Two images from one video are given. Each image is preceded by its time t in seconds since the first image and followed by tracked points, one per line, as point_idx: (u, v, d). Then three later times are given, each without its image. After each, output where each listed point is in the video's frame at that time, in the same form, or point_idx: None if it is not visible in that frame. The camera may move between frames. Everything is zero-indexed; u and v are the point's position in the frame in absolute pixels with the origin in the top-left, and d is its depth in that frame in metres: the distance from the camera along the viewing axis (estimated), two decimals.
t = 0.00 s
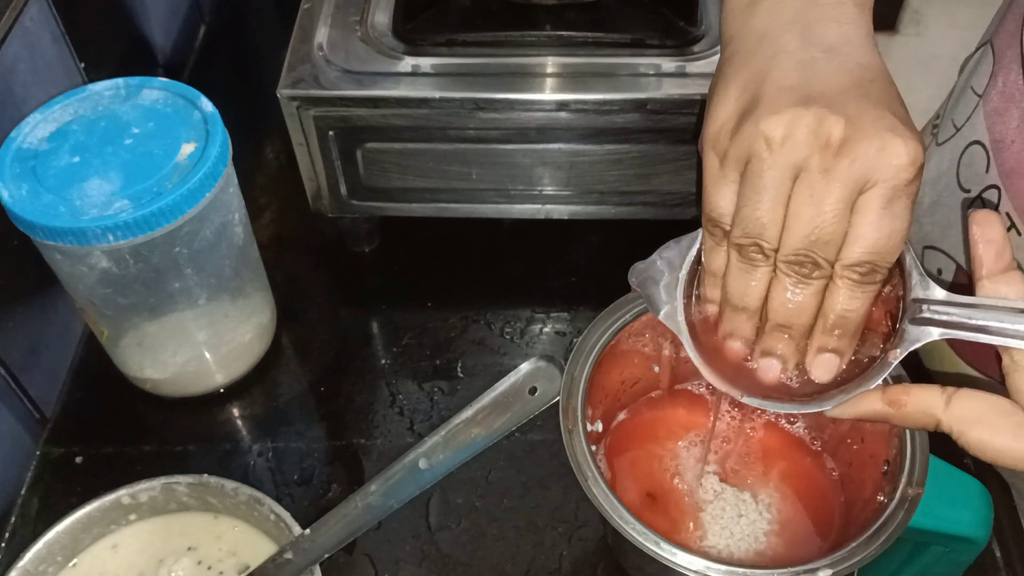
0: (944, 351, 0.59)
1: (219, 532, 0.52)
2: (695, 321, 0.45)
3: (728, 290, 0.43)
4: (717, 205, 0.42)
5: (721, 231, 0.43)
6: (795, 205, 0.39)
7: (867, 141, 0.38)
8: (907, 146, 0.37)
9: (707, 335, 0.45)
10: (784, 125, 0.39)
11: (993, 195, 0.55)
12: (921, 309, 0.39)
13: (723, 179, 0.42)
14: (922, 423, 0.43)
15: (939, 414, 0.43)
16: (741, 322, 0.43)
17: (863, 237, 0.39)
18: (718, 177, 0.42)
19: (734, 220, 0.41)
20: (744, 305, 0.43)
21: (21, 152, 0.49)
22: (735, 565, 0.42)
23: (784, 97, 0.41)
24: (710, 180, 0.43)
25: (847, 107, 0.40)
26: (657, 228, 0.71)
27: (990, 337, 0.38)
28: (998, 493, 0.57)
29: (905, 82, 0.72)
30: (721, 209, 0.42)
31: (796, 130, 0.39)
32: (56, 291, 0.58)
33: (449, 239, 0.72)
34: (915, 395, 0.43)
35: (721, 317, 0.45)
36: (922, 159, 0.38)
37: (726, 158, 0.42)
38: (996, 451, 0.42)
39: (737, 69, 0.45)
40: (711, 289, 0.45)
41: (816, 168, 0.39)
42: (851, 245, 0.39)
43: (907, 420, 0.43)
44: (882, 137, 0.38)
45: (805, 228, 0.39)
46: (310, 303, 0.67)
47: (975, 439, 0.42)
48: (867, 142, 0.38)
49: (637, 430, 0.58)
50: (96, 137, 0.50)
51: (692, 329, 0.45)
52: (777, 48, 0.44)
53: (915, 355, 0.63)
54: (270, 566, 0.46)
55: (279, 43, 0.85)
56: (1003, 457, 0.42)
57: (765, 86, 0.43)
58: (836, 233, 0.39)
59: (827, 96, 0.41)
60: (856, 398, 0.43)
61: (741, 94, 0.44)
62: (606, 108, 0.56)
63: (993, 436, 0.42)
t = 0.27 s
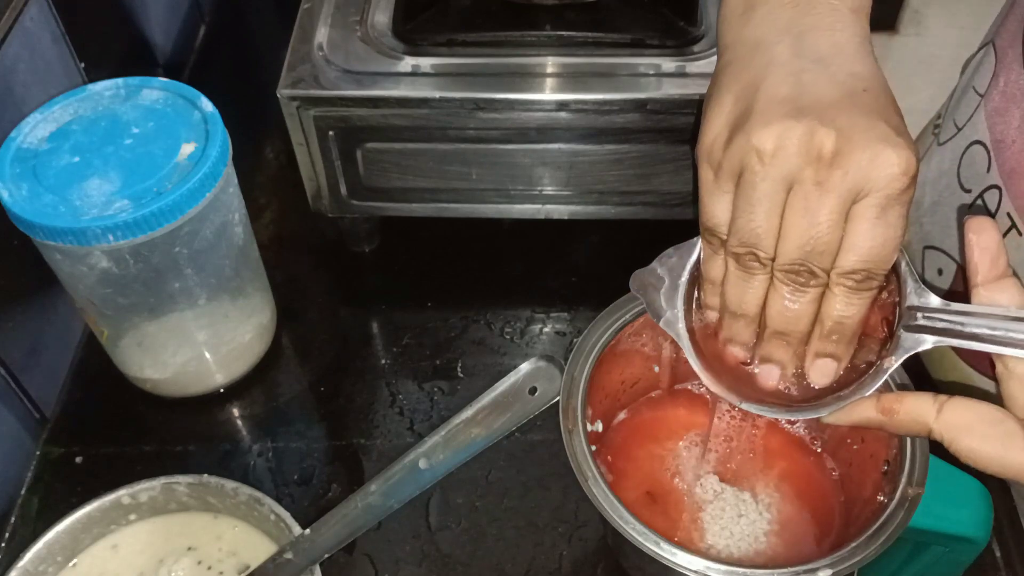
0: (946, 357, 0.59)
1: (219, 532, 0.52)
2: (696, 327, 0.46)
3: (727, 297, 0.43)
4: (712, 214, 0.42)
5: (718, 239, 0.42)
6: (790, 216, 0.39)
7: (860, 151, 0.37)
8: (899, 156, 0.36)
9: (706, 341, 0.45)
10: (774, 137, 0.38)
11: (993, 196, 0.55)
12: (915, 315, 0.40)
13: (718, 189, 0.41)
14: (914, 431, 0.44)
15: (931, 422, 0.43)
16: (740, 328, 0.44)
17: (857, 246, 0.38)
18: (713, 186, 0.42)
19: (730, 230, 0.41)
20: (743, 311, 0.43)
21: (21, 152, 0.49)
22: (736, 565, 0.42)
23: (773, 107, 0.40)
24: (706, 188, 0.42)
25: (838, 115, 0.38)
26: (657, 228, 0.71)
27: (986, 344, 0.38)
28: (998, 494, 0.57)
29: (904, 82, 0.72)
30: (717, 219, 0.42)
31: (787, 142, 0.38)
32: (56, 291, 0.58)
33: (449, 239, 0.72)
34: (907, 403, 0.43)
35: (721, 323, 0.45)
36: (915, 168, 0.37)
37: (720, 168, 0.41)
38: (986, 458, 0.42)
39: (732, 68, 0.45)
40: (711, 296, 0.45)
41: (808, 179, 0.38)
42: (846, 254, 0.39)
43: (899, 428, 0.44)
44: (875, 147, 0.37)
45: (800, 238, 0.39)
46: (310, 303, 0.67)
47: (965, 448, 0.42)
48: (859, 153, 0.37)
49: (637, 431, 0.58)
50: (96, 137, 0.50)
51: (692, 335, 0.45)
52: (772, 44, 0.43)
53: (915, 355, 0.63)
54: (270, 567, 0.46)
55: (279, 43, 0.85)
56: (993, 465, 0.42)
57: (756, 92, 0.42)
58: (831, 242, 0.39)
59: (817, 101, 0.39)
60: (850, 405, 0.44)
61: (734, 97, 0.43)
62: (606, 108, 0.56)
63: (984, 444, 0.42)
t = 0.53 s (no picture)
0: (947, 357, 0.58)
1: (219, 532, 0.52)
2: (696, 331, 0.46)
3: (726, 301, 0.43)
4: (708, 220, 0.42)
5: (716, 245, 0.42)
6: (784, 221, 0.39)
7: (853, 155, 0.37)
8: (892, 160, 0.36)
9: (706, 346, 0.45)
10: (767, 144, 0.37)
11: (992, 196, 0.55)
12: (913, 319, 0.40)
13: (713, 197, 0.41)
14: (909, 434, 0.43)
15: (925, 427, 0.43)
16: (740, 332, 0.44)
17: (853, 249, 0.38)
18: (708, 192, 0.41)
19: (727, 235, 0.41)
20: (741, 315, 0.43)
21: (21, 152, 0.49)
22: (735, 565, 0.42)
23: (766, 112, 0.39)
24: (701, 195, 0.42)
25: (829, 120, 0.38)
26: (657, 228, 0.71)
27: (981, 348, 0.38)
28: (998, 494, 0.57)
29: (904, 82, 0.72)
30: (713, 226, 0.42)
31: (779, 149, 0.37)
32: (55, 291, 0.58)
33: (449, 239, 0.72)
34: (902, 407, 0.43)
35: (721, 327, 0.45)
36: (908, 172, 0.37)
37: (714, 175, 0.41)
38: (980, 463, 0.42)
39: (727, 68, 0.44)
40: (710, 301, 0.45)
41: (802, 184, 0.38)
42: (842, 257, 0.39)
43: (894, 431, 0.43)
44: (867, 152, 0.37)
45: (796, 243, 0.39)
46: (310, 303, 0.67)
47: (959, 452, 0.42)
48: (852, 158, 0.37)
49: (637, 431, 0.58)
50: (96, 137, 0.50)
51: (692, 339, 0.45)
52: (770, 44, 0.43)
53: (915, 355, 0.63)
54: (270, 567, 0.46)
55: (279, 43, 0.85)
56: (986, 469, 0.42)
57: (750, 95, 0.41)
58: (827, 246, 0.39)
59: (809, 106, 0.39)
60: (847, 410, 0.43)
61: (729, 98, 0.42)
62: (606, 108, 0.56)
63: (978, 450, 0.42)
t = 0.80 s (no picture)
0: (948, 357, 0.58)
1: (219, 532, 0.52)
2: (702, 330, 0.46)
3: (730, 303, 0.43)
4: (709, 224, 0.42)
5: (717, 248, 0.42)
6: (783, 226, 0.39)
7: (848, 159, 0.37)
8: (888, 164, 0.36)
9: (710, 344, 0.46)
10: (761, 151, 0.37)
11: (992, 196, 0.55)
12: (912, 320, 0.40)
13: (712, 201, 0.41)
14: (907, 435, 0.43)
15: (922, 428, 0.43)
16: (744, 332, 0.44)
17: (851, 251, 0.38)
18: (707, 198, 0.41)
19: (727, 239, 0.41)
20: (745, 317, 0.43)
21: (21, 152, 0.49)
22: (735, 565, 0.42)
23: (761, 117, 0.39)
24: (701, 199, 0.42)
25: (824, 125, 0.37)
26: (657, 228, 0.71)
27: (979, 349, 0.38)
28: (998, 494, 0.57)
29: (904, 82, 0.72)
30: (714, 230, 0.41)
31: (774, 156, 0.37)
32: (55, 291, 0.58)
33: (449, 239, 0.72)
34: (900, 408, 0.43)
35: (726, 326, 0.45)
36: (905, 174, 0.36)
37: (712, 181, 0.41)
38: (977, 466, 0.42)
39: (725, 67, 0.44)
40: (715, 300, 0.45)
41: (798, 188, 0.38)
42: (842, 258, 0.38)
43: (892, 432, 0.43)
44: (862, 156, 0.36)
45: (796, 246, 0.39)
46: (310, 303, 0.67)
47: (956, 454, 0.42)
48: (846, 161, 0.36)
49: (638, 431, 0.58)
50: (96, 137, 0.50)
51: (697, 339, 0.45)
52: (769, 44, 0.42)
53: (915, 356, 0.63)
54: (270, 567, 0.46)
55: (279, 43, 0.85)
56: (983, 471, 0.42)
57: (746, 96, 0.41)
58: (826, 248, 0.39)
59: (805, 108, 0.39)
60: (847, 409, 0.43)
61: (726, 97, 0.42)
62: (606, 108, 0.56)
63: (975, 451, 0.42)
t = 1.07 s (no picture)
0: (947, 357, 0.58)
1: (219, 532, 0.52)
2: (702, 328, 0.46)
3: (732, 300, 0.43)
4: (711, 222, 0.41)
5: (719, 245, 0.42)
6: (784, 226, 0.39)
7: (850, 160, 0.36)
8: (889, 164, 0.36)
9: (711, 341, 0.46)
10: (762, 152, 0.37)
11: (992, 196, 0.55)
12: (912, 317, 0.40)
13: (713, 201, 0.41)
14: (907, 433, 0.43)
15: (921, 427, 0.43)
16: (745, 330, 0.44)
17: (853, 250, 0.38)
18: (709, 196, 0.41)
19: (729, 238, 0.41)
20: (747, 314, 0.43)
21: (21, 151, 0.49)
22: (735, 565, 0.42)
23: (760, 117, 0.39)
24: (702, 198, 0.42)
25: (825, 125, 0.37)
26: (657, 228, 0.71)
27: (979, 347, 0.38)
28: (998, 494, 0.57)
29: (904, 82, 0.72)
30: (716, 228, 0.41)
31: (775, 157, 0.37)
32: (55, 291, 0.58)
33: (449, 239, 0.72)
34: (900, 407, 0.43)
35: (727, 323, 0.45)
36: (907, 174, 0.36)
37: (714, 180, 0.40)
38: (976, 465, 0.42)
39: (726, 64, 0.44)
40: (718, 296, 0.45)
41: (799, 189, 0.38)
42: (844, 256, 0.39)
43: (892, 430, 0.44)
44: (863, 157, 0.36)
45: (797, 246, 0.39)
46: (310, 303, 0.67)
47: (954, 453, 0.42)
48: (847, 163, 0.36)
49: (638, 431, 0.58)
50: (96, 137, 0.50)
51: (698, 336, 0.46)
52: (769, 44, 0.42)
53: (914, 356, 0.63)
54: (270, 567, 0.46)
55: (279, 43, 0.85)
56: (981, 470, 0.42)
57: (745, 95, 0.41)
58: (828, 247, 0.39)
59: (805, 107, 0.38)
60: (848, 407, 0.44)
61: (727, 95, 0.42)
62: (606, 108, 0.56)
63: (974, 451, 0.42)
